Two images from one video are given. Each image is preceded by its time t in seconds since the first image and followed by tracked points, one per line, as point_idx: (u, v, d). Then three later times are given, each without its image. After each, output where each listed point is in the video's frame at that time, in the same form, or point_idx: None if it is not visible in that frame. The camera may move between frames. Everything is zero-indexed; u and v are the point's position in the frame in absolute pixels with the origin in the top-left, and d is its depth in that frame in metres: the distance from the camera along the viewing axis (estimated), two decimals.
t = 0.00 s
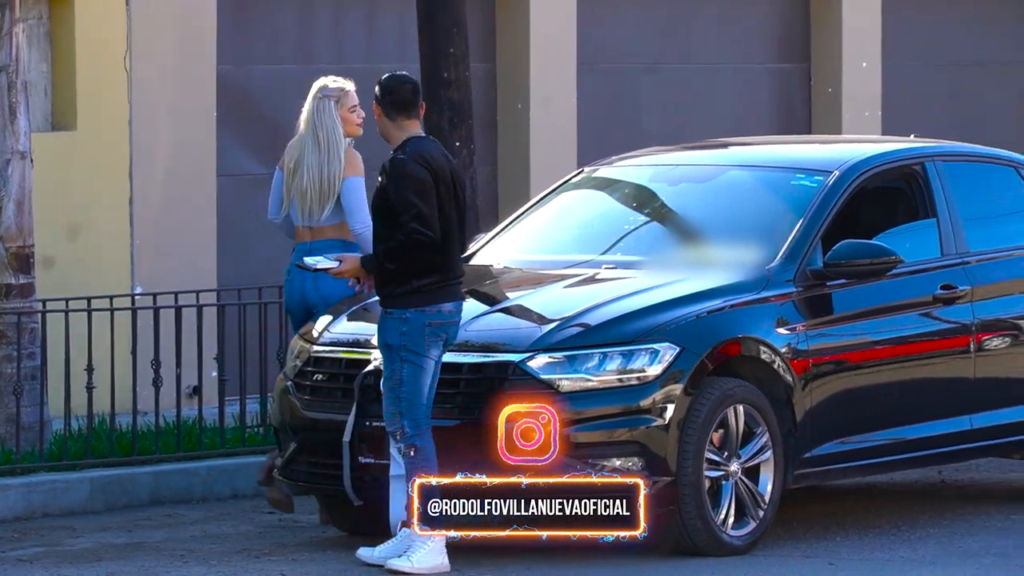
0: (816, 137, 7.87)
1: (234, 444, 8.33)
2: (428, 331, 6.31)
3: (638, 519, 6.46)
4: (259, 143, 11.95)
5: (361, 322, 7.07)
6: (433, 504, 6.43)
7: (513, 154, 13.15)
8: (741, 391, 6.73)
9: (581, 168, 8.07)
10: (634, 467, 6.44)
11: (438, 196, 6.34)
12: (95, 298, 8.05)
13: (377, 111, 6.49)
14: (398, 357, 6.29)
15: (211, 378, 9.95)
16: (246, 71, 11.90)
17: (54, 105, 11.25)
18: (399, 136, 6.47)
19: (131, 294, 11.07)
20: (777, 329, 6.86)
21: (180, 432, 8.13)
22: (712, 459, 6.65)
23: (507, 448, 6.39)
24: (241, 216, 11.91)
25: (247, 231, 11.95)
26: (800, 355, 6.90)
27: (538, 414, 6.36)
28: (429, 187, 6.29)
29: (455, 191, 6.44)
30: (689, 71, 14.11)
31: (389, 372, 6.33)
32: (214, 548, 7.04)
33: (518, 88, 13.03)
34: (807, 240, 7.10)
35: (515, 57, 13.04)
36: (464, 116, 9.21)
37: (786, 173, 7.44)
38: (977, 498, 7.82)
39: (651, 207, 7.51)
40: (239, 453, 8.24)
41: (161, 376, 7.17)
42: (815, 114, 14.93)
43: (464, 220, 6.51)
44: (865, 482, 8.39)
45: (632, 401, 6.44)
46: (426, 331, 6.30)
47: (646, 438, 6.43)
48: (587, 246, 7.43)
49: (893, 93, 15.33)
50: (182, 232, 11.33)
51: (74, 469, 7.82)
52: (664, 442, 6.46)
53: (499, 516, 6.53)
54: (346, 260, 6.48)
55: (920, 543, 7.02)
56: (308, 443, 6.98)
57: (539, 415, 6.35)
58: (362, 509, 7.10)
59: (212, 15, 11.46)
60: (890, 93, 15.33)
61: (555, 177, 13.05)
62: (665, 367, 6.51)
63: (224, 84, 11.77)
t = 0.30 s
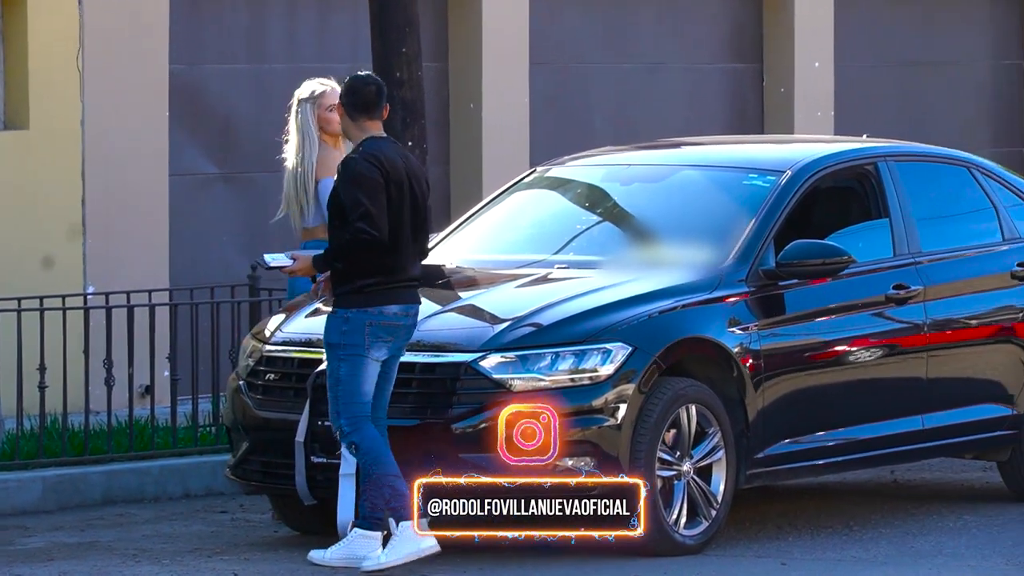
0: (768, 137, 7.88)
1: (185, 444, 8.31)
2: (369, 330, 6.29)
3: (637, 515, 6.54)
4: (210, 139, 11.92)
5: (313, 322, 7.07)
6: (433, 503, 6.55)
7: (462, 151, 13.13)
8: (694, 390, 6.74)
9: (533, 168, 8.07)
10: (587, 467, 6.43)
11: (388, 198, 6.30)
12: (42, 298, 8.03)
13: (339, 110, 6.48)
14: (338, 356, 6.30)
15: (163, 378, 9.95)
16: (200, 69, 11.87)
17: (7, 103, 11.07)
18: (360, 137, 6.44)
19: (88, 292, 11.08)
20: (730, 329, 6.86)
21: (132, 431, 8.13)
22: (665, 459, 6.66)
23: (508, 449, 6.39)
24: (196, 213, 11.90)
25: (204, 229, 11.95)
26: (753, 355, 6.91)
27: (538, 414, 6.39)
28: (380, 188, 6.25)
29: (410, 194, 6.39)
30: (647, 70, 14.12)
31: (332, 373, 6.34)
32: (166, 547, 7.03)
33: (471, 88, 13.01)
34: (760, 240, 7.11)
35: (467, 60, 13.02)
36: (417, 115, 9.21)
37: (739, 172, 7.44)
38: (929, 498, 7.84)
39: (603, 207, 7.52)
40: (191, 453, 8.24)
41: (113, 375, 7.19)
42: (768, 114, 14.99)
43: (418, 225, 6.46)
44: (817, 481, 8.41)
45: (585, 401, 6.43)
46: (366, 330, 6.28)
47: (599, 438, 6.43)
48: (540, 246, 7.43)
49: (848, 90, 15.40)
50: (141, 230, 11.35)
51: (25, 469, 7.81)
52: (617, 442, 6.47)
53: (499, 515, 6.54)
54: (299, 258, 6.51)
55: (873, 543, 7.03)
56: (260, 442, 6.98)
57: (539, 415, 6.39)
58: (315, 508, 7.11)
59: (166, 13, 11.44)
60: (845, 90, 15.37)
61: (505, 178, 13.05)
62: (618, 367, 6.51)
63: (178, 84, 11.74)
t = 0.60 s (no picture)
0: (781, 141, 7.89)
1: (201, 447, 8.32)
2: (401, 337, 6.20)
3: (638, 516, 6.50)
4: (221, 145, 11.96)
5: (327, 326, 7.08)
6: (434, 503, 6.36)
7: (477, 157, 13.16)
8: (709, 396, 6.75)
9: (547, 173, 8.09)
10: (600, 470, 6.45)
11: (399, 208, 6.17)
12: (56, 302, 8.06)
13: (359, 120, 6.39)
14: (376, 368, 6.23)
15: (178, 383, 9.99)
16: (213, 75, 11.91)
17: (19, 107, 11.19)
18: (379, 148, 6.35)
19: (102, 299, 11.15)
20: (744, 334, 6.87)
21: (147, 435, 8.16)
22: (680, 464, 6.66)
23: (508, 449, 6.38)
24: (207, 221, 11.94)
25: (217, 236, 11.99)
26: (766, 360, 6.91)
27: (539, 414, 6.37)
28: (388, 197, 6.11)
29: (425, 204, 6.25)
30: (659, 77, 14.12)
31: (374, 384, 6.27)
32: (183, 551, 7.04)
33: (485, 91, 13.04)
34: (773, 244, 7.11)
35: (479, 65, 13.07)
36: (430, 120, 9.23)
37: (753, 177, 7.45)
38: (944, 502, 7.83)
39: (616, 212, 7.53)
40: (207, 457, 8.25)
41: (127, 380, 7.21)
42: (780, 118, 15.00)
43: (438, 235, 6.31)
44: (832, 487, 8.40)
45: (600, 405, 6.44)
46: (398, 339, 6.19)
47: (613, 443, 6.44)
48: (553, 251, 7.44)
49: (858, 96, 15.40)
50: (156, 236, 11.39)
51: (41, 472, 7.83)
52: (630, 446, 6.47)
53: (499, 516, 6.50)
54: (319, 267, 6.31)
55: (889, 548, 7.02)
56: (275, 446, 7.00)
57: (539, 415, 6.37)
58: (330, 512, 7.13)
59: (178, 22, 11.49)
60: (855, 98, 15.38)
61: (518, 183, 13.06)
62: (632, 371, 6.52)
63: (190, 91, 11.78)
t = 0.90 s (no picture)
0: (797, 139, 7.89)
1: (216, 447, 8.31)
2: (429, 335, 6.22)
3: (637, 517, 6.47)
4: (238, 143, 11.92)
5: (343, 325, 7.06)
6: (433, 503, 6.28)
7: (493, 154, 13.14)
8: (724, 394, 6.73)
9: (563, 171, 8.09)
10: (617, 469, 6.43)
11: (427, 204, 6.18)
12: (77, 300, 8.05)
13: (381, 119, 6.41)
14: (404, 365, 6.24)
15: (196, 382, 9.98)
16: (229, 73, 11.87)
17: (37, 107, 11.21)
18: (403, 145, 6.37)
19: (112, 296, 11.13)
20: (761, 331, 6.86)
21: (163, 435, 8.14)
22: (695, 462, 6.65)
23: (508, 449, 6.37)
24: (224, 219, 11.89)
25: (233, 234, 11.93)
26: (783, 358, 6.91)
27: (539, 414, 6.35)
28: (416, 195, 6.12)
29: (451, 201, 6.27)
30: (673, 74, 14.10)
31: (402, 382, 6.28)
32: (198, 550, 7.02)
33: (502, 90, 13.04)
34: (790, 242, 7.11)
35: (496, 62, 13.07)
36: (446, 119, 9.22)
37: (769, 175, 7.44)
38: (959, 501, 7.82)
39: (633, 210, 7.52)
40: (223, 455, 8.24)
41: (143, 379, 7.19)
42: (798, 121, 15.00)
43: (462, 231, 6.33)
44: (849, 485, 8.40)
45: (616, 403, 6.43)
46: (426, 336, 6.21)
47: (629, 442, 6.42)
48: (570, 249, 7.43)
49: (875, 93, 15.36)
50: (168, 233, 11.37)
51: (57, 471, 7.82)
52: (647, 445, 6.46)
53: (498, 516, 6.47)
54: (350, 270, 6.27)
55: (905, 546, 7.01)
56: (291, 445, 6.98)
57: (539, 415, 6.35)
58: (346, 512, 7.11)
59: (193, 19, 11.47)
60: (872, 96, 15.35)
61: (534, 181, 13.04)
62: (648, 369, 6.50)
63: (207, 89, 11.74)
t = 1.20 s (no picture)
0: (803, 141, 7.88)
1: (222, 448, 8.31)
2: (436, 337, 6.23)
3: (637, 518, 6.48)
4: (244, 145, 11.92)
5: (350, 327, 7.06)
6: (433, 503, 6.34)
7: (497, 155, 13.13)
8: (731, 396, 6.73)
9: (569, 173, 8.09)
10: (623, 470, 6.43)
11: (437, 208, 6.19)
12: (85, 302, 8.05)
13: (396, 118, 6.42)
14: (411, 366, 6.26)
15: (203, 385, 9.97)
16: (234, 74, 11.87)
17: (43, 109, 11.22)
18: (417, 146, 6.38)
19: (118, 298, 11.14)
20: (767, 333, 6.86)
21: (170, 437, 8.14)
22: (702, 464, 6.64)
23: (508, 448, 6.40)
24: (229, 221, 11.89)
25: (238, 235, 11.93)
26: (789, 360, 6.90)
27: (538, 414, 6.36)
28: (427, 198, 6.13)
29: (461, 204, 6.27)
30: (678, 75, 14.10)
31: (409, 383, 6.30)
32: (205, 552, 7.02)
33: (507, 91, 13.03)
34: (797, 244, 7.10)
35: (502, 63, 13.06)
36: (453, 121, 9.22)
37: (776, 177, 7.44)
38: (966, 502, 7.82)
39: (639, 212, 7.52)
40: (230, 457, 8.24)
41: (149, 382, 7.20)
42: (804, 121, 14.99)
43: (473, 234, 6.33)
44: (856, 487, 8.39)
45: (622, 405, 6.43)
46: (433, 338, 6.22)
47: (635, 444, 6.42)
48: (576, 251, 7.44)
49: (881, 94, 15.36)
50: (173, 235, 11.39)
51: (64, 474, 7.83)
52: (653, 447, 6.45)
53: (498, 516, 6.49)
54: (357, 267, 6.34)
55: (912, 548, 7.01)
56: (297, 447, 6.98)
57: (539, 415, 6.36)
58: (353, 514, 7.11)
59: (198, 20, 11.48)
60: (878, 97, 15.34)
61: (539, 183, 13.03)
62: (655, 371, 6.50)
63: (212, 90, 11.75)
